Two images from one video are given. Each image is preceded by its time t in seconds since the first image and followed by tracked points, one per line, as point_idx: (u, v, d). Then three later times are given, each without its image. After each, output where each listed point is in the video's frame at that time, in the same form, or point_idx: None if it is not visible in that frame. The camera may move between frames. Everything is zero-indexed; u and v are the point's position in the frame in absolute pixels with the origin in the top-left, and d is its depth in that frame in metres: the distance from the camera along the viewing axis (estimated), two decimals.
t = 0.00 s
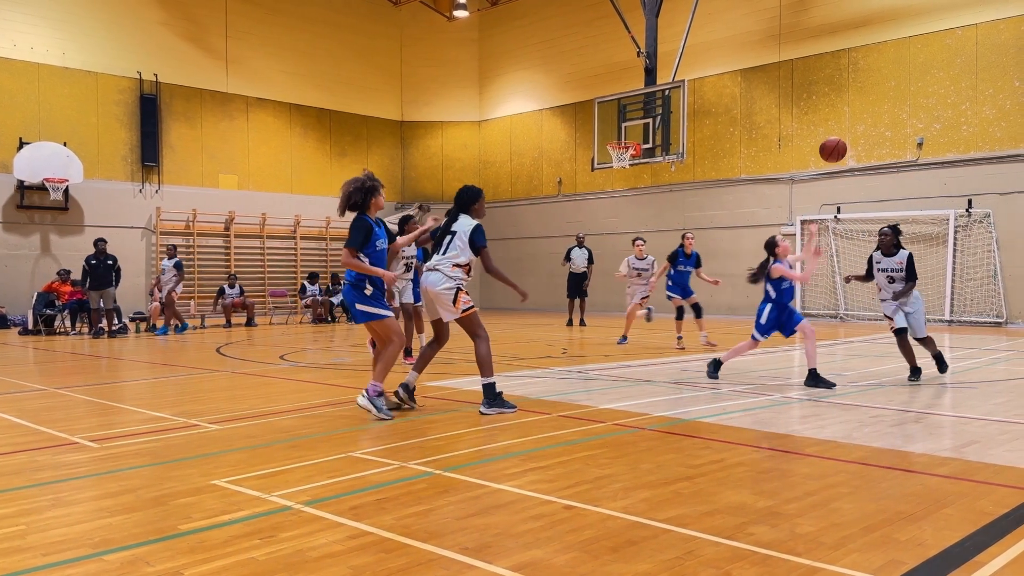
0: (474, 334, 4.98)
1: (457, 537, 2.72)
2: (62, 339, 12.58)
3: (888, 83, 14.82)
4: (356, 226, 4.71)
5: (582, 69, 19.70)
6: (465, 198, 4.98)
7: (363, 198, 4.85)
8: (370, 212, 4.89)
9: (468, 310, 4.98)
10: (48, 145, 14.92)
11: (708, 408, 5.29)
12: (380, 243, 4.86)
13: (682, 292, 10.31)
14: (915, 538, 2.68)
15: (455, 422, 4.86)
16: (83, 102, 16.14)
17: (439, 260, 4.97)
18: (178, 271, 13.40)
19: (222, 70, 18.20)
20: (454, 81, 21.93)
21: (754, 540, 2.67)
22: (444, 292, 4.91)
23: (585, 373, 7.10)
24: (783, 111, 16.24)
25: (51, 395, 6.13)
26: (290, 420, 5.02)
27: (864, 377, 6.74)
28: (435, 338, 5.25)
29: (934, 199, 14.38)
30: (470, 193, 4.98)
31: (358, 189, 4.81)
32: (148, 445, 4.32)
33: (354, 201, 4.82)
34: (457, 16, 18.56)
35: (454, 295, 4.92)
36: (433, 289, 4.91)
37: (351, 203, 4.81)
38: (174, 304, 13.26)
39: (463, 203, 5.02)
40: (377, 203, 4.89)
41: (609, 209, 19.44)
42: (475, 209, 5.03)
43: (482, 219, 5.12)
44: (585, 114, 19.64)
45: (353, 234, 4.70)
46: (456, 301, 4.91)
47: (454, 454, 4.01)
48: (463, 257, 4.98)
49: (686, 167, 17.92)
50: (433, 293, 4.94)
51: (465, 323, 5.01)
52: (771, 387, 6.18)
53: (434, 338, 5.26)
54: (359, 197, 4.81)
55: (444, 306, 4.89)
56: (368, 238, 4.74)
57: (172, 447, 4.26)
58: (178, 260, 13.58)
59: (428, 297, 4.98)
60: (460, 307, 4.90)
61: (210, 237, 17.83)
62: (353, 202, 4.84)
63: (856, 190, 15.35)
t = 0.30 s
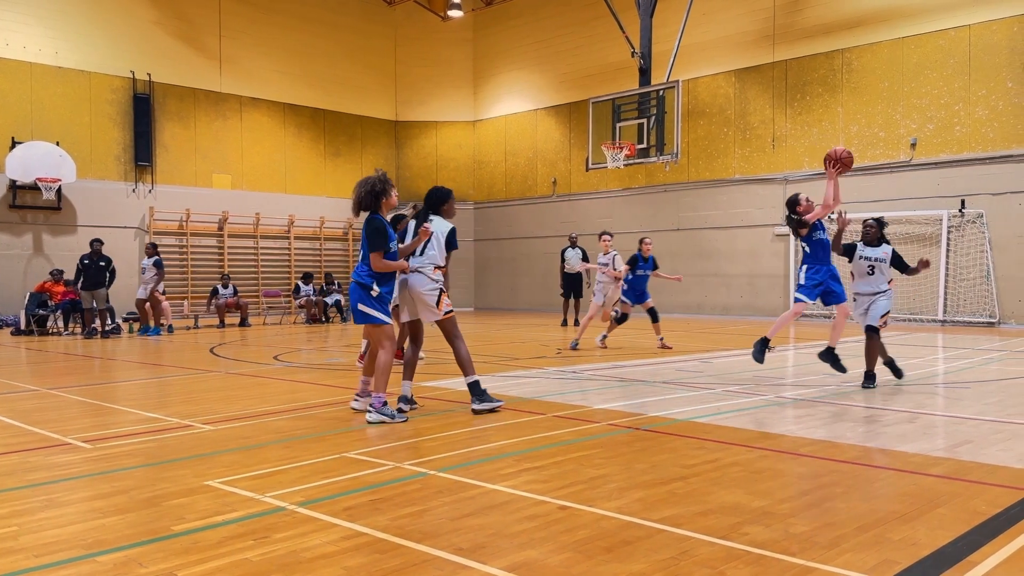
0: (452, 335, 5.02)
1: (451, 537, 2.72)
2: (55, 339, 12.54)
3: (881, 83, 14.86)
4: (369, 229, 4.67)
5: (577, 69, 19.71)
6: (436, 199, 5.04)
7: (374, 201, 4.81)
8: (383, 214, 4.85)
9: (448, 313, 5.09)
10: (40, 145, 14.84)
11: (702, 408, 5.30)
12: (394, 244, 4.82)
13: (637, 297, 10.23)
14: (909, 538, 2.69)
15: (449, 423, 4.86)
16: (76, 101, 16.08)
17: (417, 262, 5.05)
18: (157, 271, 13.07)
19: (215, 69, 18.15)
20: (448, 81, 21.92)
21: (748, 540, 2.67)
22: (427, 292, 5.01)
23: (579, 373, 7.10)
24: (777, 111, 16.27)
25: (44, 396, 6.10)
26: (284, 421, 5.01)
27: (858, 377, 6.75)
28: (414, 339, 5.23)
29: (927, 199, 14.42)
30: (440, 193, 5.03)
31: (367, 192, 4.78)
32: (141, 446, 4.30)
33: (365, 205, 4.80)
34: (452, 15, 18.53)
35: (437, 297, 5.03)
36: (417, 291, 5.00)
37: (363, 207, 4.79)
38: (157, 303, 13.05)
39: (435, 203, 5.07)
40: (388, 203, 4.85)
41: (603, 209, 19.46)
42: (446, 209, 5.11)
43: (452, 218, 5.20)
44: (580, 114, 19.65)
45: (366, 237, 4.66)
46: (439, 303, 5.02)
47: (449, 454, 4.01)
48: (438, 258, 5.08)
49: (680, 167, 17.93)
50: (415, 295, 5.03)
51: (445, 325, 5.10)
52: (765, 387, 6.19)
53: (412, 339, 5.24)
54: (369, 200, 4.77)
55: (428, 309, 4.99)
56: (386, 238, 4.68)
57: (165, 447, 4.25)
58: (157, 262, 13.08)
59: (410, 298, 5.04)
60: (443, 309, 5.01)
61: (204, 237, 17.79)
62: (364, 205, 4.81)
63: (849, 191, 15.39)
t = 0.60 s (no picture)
0: (430, 334, 5.15)
1: (448, 537, 2.72)
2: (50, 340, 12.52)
3: (877, 84, 14.89)
4: (366, 234, 4.60)
5: (573, 69, 19.72)
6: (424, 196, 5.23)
7: (382, 205, 4.73)
8: (389, 219, 4.76)
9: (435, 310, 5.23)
10: (36, 145, 14.80)
11: (698, 408, 5.31)
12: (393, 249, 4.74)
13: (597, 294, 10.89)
14: (905, 538, 2.69)
15: (445, 423, 4.86)
16: (72, 102, 16.06)
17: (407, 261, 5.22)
18: (137, 270, 12.84)
19: (211, 69, 18.12)
20: (445, 82, 21.91)
21: (744, 540, 2.67)
22: (418, 288, 5.14)
23: (576, 373, 7.11)
24: (772, 111, 16.30)
25: (39, 397, 6.08)
26: (280, 421, 5.00)
27: (854, 377, 6.76)
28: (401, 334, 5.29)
29: (923, 199, 14.46)
30: (428, 191, 5.22)
31: (375, 196, 4.71)
32: (137, 446, 4.29)
33: (372, 207, 4.73)
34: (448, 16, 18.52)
35: (426, 292, 5.18)
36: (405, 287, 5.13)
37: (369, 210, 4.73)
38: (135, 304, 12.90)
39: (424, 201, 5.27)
40: (396, 210, 4.75)
41: (600, 210, 19.47)
42: (433, 207, 5.30)
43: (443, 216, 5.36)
44: (577, 115, 19.66)
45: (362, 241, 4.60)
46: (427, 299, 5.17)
47: (446, 454, 4.01)
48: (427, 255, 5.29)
49: (676, 168, 17.95)
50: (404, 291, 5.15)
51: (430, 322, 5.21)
52: (761, 387, 6.21)
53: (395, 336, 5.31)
54: (374, 204, 4.70)
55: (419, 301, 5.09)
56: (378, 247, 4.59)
57: (161, 448, 4.24)
58: (138, 262, 12.89)
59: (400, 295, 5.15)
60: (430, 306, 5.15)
61: (200, 237, 17.77)
62: (372, 209, 4.76)
63: (845, 191, 15.41)
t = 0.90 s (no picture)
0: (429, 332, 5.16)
1: (445, 538, 2.72)
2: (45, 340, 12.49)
3: (874, 84, 14.91)
4: (386, 238, 4.53)
5: (569, 70, 19.74)
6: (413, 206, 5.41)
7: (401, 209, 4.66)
8: (407, 223, 4.70)
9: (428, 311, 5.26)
10: (31, 145, 14.77)
11: (694, 408, 5.32)
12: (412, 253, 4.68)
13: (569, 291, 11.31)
14: (901, 538, 2.70)
15: (442, 423, 4.86)
16: (69, 101, 16.03)
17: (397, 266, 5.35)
18: (124, 270, 12.79)
19: (207, 69, 18.09)
20: (442, 82, 21.90)
21: (741, 540, 2.68)
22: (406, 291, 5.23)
23: (573, 374, 7.12)
24: (769, 112, 16.32)
25: (35, 397, 6.07)
26: (277, 421, 4.99)
27: (850, 377, 6.77)
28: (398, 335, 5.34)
29: (919, 200, 14.48)
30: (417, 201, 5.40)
31: (392, 197, 4.66)
32: (133, 446, 4.29)
33: (391, 211, 4.66)
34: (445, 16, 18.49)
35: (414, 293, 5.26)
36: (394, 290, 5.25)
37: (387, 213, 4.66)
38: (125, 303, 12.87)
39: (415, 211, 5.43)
40: (416, 213, 4.69)
41: (597, 210, 19.47)
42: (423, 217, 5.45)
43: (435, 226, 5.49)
44: (574, 115, 19.66)
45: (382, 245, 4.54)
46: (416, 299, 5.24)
47: (443, 454, 4.01)
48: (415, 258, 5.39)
49: (673, 168, 17.96)
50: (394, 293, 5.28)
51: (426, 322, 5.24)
52: (758, 387, 6.21)
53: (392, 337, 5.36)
54: (393, 208, 4.64)
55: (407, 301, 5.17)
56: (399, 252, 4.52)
57: (157, 448, 4.24)
58: (125, 262, 12.80)
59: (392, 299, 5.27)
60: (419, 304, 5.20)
61: (196, 237, 17.76)
62: (390, 212, 4.69)
63: (842, 192, 15.43)
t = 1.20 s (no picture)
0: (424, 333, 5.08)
1: (442, 538, 2.72)
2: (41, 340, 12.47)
3: (871, 85, 14.94)
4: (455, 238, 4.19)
5: (567, 70, 19.76)
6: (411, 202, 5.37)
7: (470, 206, 4.28)
8: (477, 222, 4.32)
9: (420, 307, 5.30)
10: (28, 145, 14.73)
11: (691, 408, 5.32)
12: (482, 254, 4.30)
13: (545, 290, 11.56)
14: (898, 537, 2.70)
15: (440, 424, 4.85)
16: (65, 101, 16.00)
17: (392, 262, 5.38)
18: (116, 270, 12.74)
19: (205, 68, 18.07)
20: (440, 81, 21.90)
21: (739, 540, 2.68)
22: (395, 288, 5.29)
23: (570, 374, 7.13)
24: (767, 112, 16.33)
25: (32, 397, 6.06)
26: (274, 422, 4.99)
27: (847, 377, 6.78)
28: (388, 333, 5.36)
29: (916, 200, 14.50)
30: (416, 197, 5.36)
31: (462, 193, 4.28)
32: (130, 447, 4.28)
33: (460, 208, 4.29)
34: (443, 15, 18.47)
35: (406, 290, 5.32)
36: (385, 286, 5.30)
37: (457, 211, 4.29)
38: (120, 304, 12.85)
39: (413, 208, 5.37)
40: (484, 211, 4.31)
41: (595, 209, 19.49)
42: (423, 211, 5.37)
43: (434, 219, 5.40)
44: (571, 115, 19.66)
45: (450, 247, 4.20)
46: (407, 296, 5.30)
47: (440, 454, 4.01)
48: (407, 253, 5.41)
49: (671, 168, 17.98)
50: (384, 288, 5.34)
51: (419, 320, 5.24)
52: (754, 387, 6.22)
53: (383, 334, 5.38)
54: (462, 205, 4.27)
55: (396, 300, 5.24)
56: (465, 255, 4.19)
57: (154, 448, 4.24)
58: (117, 263, 12.76)
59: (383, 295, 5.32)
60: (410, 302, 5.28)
61: (193, 237, 17.75)
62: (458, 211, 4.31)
63: (839, 192, 15.44)
